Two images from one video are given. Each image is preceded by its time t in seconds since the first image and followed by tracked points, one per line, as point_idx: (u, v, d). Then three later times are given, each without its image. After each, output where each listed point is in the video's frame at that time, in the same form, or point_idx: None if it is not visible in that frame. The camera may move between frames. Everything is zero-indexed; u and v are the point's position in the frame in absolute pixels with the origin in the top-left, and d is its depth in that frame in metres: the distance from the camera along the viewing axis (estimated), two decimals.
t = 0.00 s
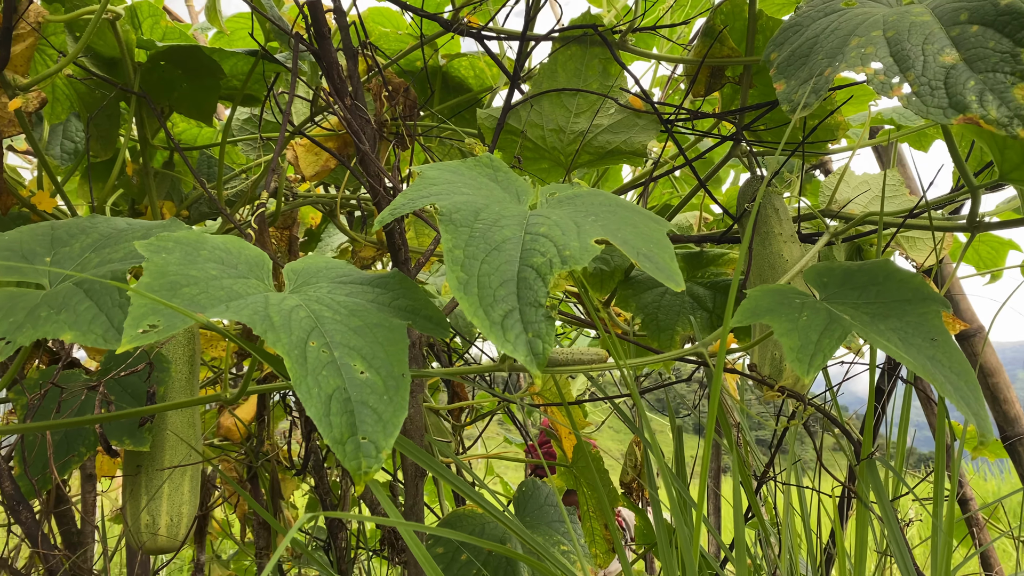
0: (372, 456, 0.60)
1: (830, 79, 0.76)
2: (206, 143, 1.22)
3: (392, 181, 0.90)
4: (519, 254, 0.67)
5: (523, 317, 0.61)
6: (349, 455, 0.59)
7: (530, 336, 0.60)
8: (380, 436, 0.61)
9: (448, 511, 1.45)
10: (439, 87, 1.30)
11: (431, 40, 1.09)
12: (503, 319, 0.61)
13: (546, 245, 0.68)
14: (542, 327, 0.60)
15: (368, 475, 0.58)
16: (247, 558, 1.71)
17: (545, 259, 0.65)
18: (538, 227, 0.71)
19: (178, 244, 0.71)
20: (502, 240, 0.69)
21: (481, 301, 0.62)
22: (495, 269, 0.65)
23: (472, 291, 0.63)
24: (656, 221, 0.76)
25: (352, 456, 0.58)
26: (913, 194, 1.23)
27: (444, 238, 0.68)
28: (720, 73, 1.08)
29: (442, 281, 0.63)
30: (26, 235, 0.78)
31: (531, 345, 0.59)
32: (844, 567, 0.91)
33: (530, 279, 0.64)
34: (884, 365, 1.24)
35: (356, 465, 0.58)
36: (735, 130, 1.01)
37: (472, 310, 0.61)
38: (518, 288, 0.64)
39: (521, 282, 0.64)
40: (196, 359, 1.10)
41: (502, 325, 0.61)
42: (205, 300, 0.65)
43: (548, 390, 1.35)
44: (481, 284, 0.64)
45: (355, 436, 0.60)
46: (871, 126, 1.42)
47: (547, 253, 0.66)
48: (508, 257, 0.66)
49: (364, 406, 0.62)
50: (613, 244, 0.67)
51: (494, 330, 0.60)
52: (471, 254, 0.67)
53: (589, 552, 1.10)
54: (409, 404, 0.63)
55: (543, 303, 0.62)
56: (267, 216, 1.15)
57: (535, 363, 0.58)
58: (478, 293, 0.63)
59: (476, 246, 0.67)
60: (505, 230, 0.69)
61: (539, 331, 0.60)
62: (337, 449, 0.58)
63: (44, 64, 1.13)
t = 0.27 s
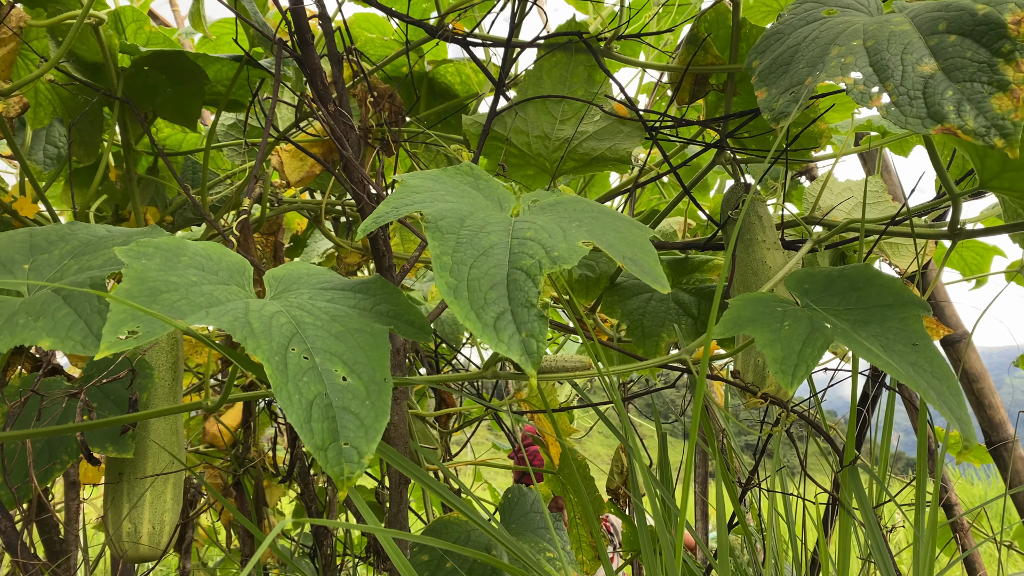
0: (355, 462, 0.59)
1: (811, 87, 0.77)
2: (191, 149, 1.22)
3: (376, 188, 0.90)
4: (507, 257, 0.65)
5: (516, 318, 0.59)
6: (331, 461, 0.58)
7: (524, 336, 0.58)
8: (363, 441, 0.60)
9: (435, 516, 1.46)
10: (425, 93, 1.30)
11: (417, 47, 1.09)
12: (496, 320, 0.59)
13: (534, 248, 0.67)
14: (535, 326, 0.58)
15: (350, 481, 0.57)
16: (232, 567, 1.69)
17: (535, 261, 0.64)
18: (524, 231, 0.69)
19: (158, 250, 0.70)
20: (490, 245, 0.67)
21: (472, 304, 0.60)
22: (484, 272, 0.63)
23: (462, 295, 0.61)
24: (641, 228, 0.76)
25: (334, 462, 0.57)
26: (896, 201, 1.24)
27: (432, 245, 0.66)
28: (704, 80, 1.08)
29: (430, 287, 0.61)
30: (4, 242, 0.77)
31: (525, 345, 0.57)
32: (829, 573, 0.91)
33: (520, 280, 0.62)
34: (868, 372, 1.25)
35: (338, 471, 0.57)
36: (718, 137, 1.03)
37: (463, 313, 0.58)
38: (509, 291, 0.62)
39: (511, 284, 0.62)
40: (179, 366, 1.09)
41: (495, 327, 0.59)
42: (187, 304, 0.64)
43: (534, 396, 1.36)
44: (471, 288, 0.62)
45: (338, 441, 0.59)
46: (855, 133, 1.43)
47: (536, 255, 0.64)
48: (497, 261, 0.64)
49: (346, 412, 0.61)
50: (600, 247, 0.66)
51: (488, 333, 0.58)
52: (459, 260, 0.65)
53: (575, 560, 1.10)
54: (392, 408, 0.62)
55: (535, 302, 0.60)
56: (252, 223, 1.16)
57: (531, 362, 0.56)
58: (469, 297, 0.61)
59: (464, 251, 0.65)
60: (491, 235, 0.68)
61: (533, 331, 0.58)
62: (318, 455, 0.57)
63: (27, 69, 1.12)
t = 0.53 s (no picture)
0: (340, 472, 0.59)
1: (797, 95, 0.77)
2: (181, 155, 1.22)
3: (365, 195, 0.90)
4: (491, 269, 0.66)
5: (498, 334, 0.60)
6: (315, 472, 0.58)
7: (504, 353, 0.59)
8: (347, 451, 0.60)
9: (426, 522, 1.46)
10: (416, 98, 1.30)
11: (407, 53, 1.10)
12: (478, 336, 0.60)
13: (519, 261, 0.67)
14: (516, 343, 0.59)
15: (335, 491, 0.57)
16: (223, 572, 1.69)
17: (518, 274, 0.64)
18: (510, 242, 0.69)
19: (146, 258, 0.70)
20: (475, 256, 0.67)
21: (455, 318, 0.61)
22: (468, 285, 0.64)
23: (445, 308, 0.62)
24: (627, 237, 0.76)
25: (319, 472, 0.58)
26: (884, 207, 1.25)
27: (417, 256, 0.66)
28: (692, 87, 1.09)
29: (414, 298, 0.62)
30: None
31: (505, 362, 0.58)
32: None
33: (503, 295, 0.63)
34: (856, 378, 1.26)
35: (323, 481, 0.58)
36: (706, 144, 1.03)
37: (445, 328, 0.59)
38: (492, 305, 0.63)
39: (494, 299, 0.63)
40: (168, 372, 1.09)
41: (477, 342, 0.60)
42: (174, 313, 0.64)
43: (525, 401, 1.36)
44: (454, 300, 0.63)
45: (322, 452, 0.59)
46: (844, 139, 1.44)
47: (520, 269, 0.65)
48: (481, 274, 0.65)
49: (331, 422, 0.61)
50: (584, 260, 0.67)
51: (468, 348, 0.59)
52: (444, 271, 0.66)
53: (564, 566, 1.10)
54: (377, 419, 0.62)
55: (517, 319, 0.60)
56: (241, 228, 1.16)
57: (510, 380, 0.57)
58: (452, 311, 0.62)
59: (448, 263, 0.66)
60: (476, 246, 0.68)
61: (513, 348, 0.59)
62: (303, 467, 0.57)
63: (16, 75, 1.12)
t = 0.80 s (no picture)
0: (332, 479, 0.59)
1: (790, 102, 0.77)
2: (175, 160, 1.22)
3: (358, 201, 0.89)
4: (477, 274, 0.66)
5: (480, 336, 0.60)
6: (308, 478, 0.58)
7: (486, 355, 0.59)
8: (340, 459, 0.60)
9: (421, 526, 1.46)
10: (410, 104, 1.31)
11: (401, 59, 1.10)
12: (460, 338, 0.60)
13: (504, 266, 0.67)
14: (498, 346, 0.59)
15: (327, 497, 0.57)
16: None
17: (503, 279, 0.64)
18: (498, 247, 0.70)
19: (140, 265, 0.70)
20: (461, 260, 0.67)
21: (438, 320, 0.61)
22: (453, 289, 0.64)
23: (429, 310, 0.61)
24: (616, 243, 0.76)
25: (312, 479, 0.58)
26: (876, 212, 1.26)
27: (403, 258, 0.66)
28: (685, 93, 1.09)
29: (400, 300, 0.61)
30: None
31: (487, 364, 0.58)
32: None
33: (488, 298, 0.63)
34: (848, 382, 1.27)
35: (316, 488, 0.58)
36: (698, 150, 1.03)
37: (428, 329, 0.59)
38: (475, 308, 0.63)
39: (478, 302, 0.62)
40: (162, 378, 1.09)
41: (459, 345, 0.59)
42: (168, 320, 0.64)
43: (519, 406, 1.36)
44: (438, 303, 0.62)
45: (315, 459, 0.59)
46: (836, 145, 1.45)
47: (505, 273, 0.65)
48: (467, 278, 0.65)
49: (325, 429, 0.61)
50: (570, 264, 0.67)
51: (451, 350, 0.58)
52: (429, 274, 0.65)
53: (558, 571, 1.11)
54: (370, 427, 0.63)
55: (501, 322, 0.60)
56: (235, 233, 1.16)
57: (492, 382, 0.57)
58: (436, 313, 0.61)
59: (435, 266, 0.66)
60: (464, 250, 0.68)
61: (495, 351, 0.58)
62: (297, 473, 0.57)
63: (9, 80, 1.12)
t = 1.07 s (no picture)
0: (341, 477, 0.60)
1: (788, 110, 0.78)
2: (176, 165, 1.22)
3: (359, 206, 0.90)
4: (485, 276, 0.66)
5: (492, 338, 0.60)
6: (318, 476, 0.59)
7: (498, 356, 0.59)
8: (348, 456, 0.61)
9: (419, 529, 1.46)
10: (409, 109, 1.31)
11: (401, 64, 1.10)
12: (471, 340, 0.60)
13: (512, 268, 0.68)
14: (510, 346, 0.59)
15: (338, 494, 0.58)
16: None
17: (512, 280, 0.64)
18: (504, 250, 0.70)
19: (143, 270, 0.71)
20: (468, 264, 0.68)
21: (449, 322, 0.61)
22: (462, 292, 0.64)
23: (439, 313, 0.61)
24: (618, 244, 0.77)
25: (321, 477, 0.58)
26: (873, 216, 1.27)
27: (411, 263, 0.66)
28: (684, 98, 1.10)
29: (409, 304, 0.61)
30: None
31: (499, 365, 0.58)
32: None
33: (497, 300, 0.63)
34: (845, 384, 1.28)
35: (325, 486, 0.58)
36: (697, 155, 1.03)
37: (440, 331, 0.59)
38: (485, 310, 0.63)
39: (488, 304, 0.63)
40: (163, 382, 1.09)
41: (470, 346, 0.59)
42: (171, 325, 0.64)
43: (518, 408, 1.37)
44: (448, 306, 0.62)
45: (323, 457, 0.60)
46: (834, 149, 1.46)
47: (513, 274, 0.65)
48: (475, 280, 0.65)
49: (332, 428, 0.61)
50: (578, 266, 0.67)
51: (463, 352, 0.59)
52: (438, 278, 0.65)
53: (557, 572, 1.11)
54: (376, 423, 0.63)
55: (511, 322, 0.60)
56: (236, 237, 1.16)
57: (505, 382, 0.57)
58: (446, 316, 0.61)
59: (443, 270, 0.66)
60: (470, 254, 0.69)
61: (507, 351, 0.59)
62: (305, 472, 0.58)
63: (10, 85, 1.12)
